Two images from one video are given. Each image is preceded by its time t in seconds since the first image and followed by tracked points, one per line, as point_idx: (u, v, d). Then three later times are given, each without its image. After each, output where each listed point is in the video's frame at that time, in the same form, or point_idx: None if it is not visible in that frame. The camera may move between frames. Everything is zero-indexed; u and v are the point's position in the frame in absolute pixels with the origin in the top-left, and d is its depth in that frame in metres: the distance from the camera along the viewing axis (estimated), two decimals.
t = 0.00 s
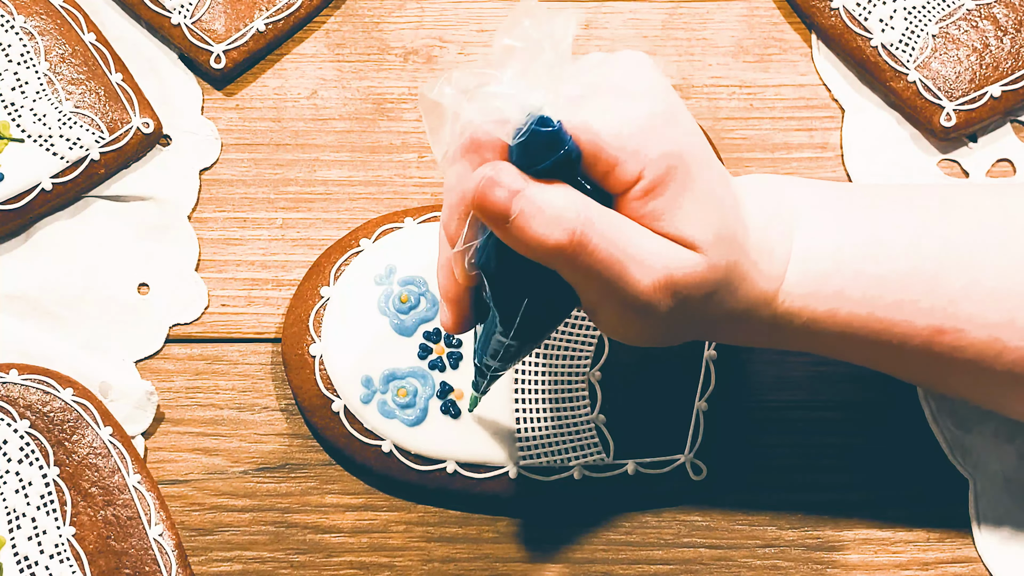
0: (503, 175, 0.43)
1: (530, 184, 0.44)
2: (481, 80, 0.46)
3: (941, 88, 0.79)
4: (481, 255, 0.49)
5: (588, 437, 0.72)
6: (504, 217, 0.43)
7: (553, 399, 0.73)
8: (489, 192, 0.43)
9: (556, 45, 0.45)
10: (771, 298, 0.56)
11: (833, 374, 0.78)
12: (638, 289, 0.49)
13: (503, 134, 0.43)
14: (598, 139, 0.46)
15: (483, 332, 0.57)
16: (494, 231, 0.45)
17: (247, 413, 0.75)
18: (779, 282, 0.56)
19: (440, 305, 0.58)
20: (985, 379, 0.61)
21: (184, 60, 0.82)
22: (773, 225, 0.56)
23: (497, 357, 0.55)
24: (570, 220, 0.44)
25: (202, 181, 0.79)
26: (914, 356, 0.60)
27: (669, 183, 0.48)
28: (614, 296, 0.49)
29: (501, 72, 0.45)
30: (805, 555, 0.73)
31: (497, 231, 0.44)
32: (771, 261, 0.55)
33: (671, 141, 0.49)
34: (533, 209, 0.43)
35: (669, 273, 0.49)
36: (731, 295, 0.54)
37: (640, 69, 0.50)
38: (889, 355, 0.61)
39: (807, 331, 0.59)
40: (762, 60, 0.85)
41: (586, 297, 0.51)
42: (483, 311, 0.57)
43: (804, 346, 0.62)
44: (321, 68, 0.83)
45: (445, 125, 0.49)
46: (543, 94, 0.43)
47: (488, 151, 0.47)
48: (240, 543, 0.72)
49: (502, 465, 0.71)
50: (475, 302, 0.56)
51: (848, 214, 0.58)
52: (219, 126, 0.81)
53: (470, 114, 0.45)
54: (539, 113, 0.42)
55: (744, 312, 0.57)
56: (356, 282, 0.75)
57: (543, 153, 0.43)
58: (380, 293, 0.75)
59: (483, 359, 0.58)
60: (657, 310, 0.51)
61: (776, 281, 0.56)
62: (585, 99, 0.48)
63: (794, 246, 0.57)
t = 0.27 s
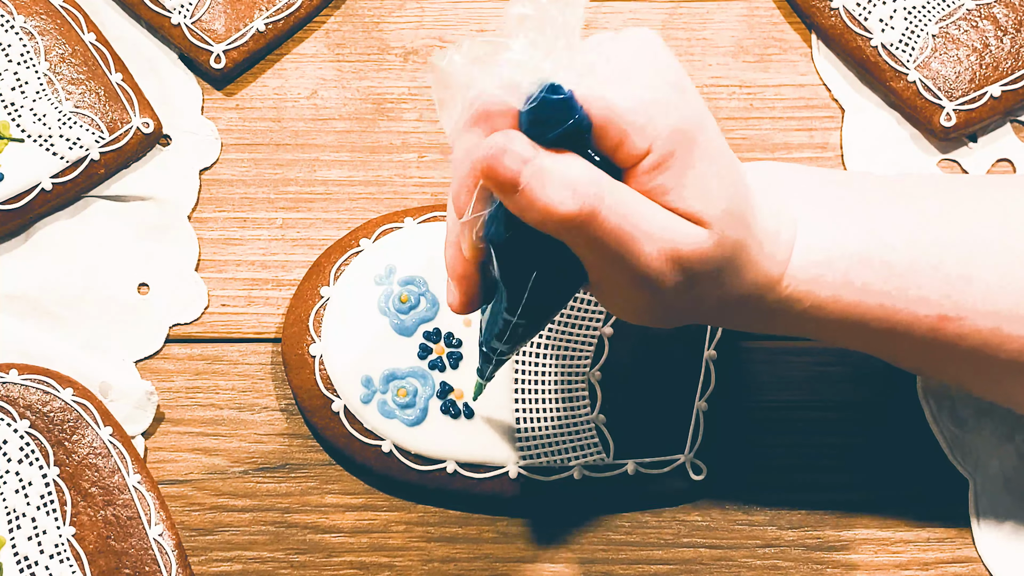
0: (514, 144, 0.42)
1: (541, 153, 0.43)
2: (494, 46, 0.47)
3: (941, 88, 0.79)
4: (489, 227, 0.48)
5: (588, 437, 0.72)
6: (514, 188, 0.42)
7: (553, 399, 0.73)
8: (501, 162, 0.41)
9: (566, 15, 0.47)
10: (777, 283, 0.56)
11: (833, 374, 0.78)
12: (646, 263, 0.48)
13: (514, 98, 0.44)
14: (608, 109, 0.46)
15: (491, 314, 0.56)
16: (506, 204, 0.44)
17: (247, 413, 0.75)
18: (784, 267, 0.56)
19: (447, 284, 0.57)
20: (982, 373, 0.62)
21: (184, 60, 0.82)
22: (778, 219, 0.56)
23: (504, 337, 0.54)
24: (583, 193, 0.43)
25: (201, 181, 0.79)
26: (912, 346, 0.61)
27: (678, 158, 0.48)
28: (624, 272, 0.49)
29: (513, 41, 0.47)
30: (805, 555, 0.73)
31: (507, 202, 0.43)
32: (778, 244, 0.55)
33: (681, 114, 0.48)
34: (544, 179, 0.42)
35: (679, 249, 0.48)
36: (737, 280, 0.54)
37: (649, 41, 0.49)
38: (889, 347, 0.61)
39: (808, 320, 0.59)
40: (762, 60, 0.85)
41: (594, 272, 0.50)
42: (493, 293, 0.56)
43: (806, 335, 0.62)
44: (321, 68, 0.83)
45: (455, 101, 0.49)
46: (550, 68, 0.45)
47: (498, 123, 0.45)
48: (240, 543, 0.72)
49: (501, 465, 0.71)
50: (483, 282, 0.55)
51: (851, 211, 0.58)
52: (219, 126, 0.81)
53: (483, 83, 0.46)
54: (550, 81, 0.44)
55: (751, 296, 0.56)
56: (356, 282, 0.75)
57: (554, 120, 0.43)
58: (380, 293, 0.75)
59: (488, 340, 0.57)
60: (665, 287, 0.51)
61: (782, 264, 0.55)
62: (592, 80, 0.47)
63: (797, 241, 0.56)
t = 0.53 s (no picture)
0: (527, 115, 0.41)
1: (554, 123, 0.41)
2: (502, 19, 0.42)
3: (941, 88, 0.79)
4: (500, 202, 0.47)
5: (588, 437, 0.72)
6: (527, 158, 0.41)
7: (553, 399, 0.73)
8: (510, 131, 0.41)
9: None
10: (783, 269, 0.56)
11: (833, 374, 0.78)
12: (654, 239, 0.47)
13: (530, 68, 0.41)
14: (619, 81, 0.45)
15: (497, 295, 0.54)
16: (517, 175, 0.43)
17: (247, 413, 0.75)
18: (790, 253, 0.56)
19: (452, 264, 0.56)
20: (981, 368, 0.63)
21: (184, 60, 0.82)
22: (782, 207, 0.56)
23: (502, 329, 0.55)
24: (595, 165, 0.42)
25: (201, 181, 0.79)
26: (912, 340, 0.61)
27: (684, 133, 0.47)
28: (634, 249, 0.48)
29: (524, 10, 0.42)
30: (805, 555, 0.73)
31: (519, 175, 0.42)
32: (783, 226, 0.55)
33: (690, 86, 0.47)
34: (555, 152, 0.41)
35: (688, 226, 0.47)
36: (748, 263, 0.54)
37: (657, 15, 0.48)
38: (888, 340, 0.61)
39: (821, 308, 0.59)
40: (762, 60, 0.85)
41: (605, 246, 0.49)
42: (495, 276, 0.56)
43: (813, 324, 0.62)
44: (321, 68, 0.83)
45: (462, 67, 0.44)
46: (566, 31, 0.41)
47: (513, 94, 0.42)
48: (240, 543, 0.72)
49: (501, 465, 0.71)
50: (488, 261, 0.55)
51: (856, 202, 0.58)
52: (219, 126, 0.81)
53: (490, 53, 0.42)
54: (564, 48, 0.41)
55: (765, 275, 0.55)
56: (356, 282, 0.75)
57: (569, 92, 0.41)
58: (380, 293, 0.75)
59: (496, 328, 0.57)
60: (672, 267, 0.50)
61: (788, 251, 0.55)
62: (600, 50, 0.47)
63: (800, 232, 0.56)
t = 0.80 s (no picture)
0: (487, 152, 0.43)
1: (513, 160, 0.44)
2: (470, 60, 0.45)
3: (941, 88, 0.79)
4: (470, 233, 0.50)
5: (588, 437, 0.72)
6: (484, 192, 0.44)
7: (553, 399, 0.73)
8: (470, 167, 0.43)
9: (545, 19, 0.45)
10: (775, 283, 0.56)
11: (833, 374, 0.78)
12: (618, 268, 0.48)
13: (489, 112, 0.43)
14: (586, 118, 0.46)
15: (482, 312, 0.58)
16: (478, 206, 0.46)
17: (247, 413, 0.75)
18: (781, 265, 0.55)
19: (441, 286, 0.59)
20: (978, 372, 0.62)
21: (184, 60, 0.82)
22: (777, 211, 0.55)
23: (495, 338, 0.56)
24: (550, 199, 0.44)
25: (202, 181, 0.79)
26: (910, 345, 0.61)
27: (658, 163, 0.48)
28: (596, 276, 0.49)
29: (493, 50, 0.45)
30: (805, 555, 0.73)
31: (479, 206, 0.45)
32: (773, 245, 0.54)
33: (663, 119, 0.48)
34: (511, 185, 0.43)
35: (653, 255, 0.48)
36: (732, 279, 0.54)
37: (635, 48, 0.50)
38: (885, 346, 0.61)
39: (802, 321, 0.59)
40: (762, 60, 0.85)
41: (570, 276, 0.51)
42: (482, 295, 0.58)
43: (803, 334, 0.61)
44: (321, 68, 0.83)
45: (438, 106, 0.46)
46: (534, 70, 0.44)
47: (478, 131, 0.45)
48: (240, 543, 0.72)
49: (501, 465, 0.71)
50: (475, 283, 0.57)
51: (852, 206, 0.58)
52: (219, 126, 0.81)
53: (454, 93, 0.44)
54: (525, 91, 0.43)
55: (748, 294, 0.56)
56: (357, 282, 0.75)
57: (530, 131, 0.43)
58: (380, 293, 0.75)
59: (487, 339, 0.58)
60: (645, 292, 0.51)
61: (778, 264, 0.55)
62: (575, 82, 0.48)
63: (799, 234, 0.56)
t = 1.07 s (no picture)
0: (493, 154, 0.43)
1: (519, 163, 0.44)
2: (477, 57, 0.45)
3: (941, 88, 0.79)
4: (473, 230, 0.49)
5: (588, 437, 0.72)
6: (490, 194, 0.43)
7: (553, 399, 0.73)
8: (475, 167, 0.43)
9: (555, 23, 0.45)
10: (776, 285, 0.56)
11: (833, 374, 0.78)
12: (622, 270, 0.48)
13: (497, 114, 0.44)
14: (593, 120, 0.45)
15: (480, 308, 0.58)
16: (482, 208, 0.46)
17: (247, 413, 0.75)
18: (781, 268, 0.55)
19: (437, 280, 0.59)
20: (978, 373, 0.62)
21: (184, 60, 0.82)
22: (777, 210, 0.56)
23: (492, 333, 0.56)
24: (554, 201, 0.43)
25: (201, 181, 0.79)
26: (910, 346, 0.61)
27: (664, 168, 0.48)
28: (598, 278, 0.49)
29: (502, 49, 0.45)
30: (805, 555, 0.73)
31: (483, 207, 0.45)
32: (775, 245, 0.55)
33: (672, 121, 0.47)
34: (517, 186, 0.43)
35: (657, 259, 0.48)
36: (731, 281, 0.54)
37: (644, 48, 0.49)
38: (884, 346, 0.61)
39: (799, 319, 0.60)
40: (762, 60, 0.85)
41: (572, 277, 0.51)
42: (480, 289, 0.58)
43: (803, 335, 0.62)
44: (321, 68, 0.83)
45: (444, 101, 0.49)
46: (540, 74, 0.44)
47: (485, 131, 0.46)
48: (240, 543, 0.72)
49: (501, 465, 0.71)
50: (473, 278, 0.57)
51: (854, 206, 0.58)
52: (219, 126, 0.81)
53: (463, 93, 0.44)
54: (533, 94, 0.43)
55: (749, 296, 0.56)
56: (356, 282, 0.75)
57: (536, 133, 0.43)
58: (380, 293, 0.75)
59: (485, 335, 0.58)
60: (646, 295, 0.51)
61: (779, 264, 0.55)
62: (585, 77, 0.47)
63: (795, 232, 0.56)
